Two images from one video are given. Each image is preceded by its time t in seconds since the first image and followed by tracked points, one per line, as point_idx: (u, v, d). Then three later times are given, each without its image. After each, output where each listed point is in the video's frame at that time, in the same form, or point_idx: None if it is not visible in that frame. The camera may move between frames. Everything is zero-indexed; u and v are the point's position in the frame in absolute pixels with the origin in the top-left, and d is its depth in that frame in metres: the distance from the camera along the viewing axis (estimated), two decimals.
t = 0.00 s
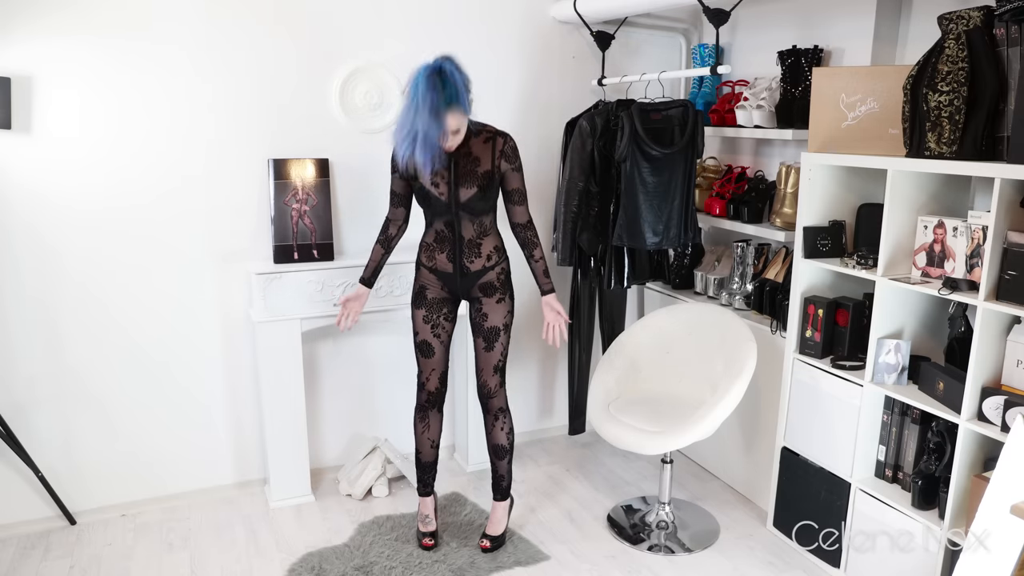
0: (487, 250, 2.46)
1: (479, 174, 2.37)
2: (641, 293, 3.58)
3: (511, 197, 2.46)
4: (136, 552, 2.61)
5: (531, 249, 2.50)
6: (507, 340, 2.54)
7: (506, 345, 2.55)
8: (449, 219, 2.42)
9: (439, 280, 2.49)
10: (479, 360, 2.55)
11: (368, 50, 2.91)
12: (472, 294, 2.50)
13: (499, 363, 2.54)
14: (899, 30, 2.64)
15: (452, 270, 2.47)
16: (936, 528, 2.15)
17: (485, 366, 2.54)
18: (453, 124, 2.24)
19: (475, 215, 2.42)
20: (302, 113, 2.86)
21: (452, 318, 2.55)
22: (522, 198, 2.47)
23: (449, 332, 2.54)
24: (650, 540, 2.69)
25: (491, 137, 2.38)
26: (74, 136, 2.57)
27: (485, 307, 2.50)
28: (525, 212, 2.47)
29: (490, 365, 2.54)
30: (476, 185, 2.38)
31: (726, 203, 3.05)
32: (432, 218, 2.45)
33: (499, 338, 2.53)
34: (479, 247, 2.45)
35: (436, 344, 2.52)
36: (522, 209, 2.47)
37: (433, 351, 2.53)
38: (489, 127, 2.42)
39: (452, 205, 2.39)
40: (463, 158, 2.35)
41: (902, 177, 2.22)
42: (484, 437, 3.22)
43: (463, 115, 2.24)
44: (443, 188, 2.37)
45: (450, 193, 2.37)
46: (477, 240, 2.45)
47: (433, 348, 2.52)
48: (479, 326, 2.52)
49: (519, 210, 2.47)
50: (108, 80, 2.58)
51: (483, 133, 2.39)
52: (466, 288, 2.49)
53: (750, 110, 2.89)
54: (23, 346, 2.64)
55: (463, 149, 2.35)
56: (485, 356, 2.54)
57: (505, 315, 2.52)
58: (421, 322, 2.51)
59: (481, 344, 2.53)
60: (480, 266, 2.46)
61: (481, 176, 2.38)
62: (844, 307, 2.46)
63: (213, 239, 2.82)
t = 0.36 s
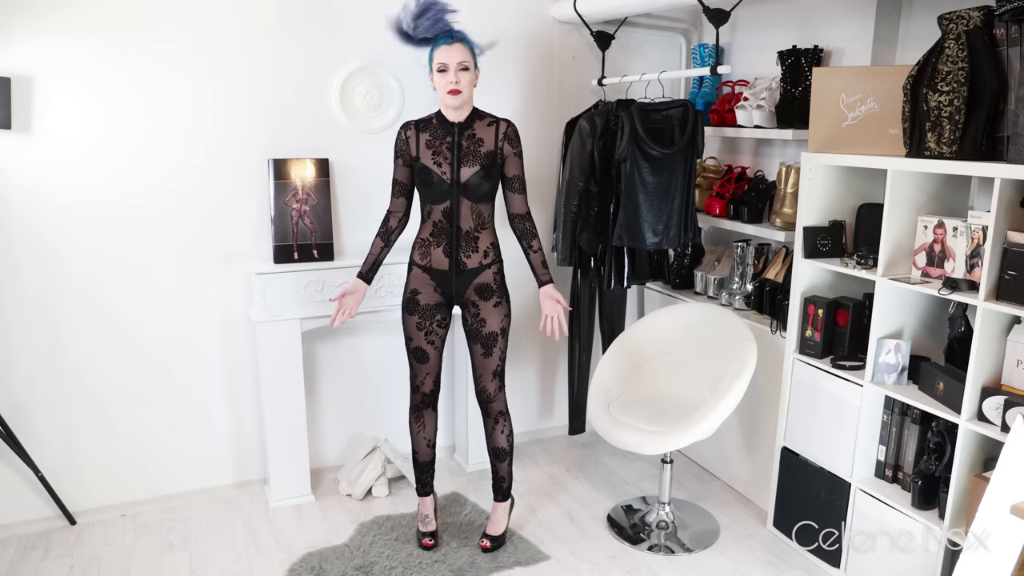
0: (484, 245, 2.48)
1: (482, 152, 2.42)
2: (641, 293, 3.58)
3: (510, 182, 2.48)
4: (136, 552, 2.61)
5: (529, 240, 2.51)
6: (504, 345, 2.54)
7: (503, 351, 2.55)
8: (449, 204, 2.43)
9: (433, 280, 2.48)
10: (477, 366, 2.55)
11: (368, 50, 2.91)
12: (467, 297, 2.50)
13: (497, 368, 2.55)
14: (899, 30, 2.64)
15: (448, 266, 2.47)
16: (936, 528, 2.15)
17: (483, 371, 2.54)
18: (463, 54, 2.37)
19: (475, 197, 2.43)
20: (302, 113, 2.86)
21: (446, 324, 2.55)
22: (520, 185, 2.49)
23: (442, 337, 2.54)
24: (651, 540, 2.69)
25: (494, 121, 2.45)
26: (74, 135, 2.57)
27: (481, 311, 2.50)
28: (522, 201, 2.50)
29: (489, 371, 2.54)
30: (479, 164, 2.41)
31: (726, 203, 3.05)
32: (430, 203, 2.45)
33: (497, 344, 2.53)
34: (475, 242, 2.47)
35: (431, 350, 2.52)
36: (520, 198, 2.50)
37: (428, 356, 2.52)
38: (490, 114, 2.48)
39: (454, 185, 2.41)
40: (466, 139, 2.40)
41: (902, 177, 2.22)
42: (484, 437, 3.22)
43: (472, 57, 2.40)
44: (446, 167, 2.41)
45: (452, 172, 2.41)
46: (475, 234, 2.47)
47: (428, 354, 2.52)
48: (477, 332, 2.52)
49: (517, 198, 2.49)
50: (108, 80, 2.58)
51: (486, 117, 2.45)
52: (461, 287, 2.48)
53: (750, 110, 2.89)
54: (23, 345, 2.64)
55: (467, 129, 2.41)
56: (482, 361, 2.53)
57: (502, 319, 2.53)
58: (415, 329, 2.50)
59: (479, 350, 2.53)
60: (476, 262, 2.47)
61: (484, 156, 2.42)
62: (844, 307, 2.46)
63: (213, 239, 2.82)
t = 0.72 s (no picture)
0: (482, 247, 2.49)
1: (484, 153, 2.42)
2: (641, 293, 3.58)
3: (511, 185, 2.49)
4: (136, 552, 2.61)
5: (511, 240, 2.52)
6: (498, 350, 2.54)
7: (497, 356, 2.55)
8: (450, 204, 2.43)
9: (429, 280, 2.48)
10: (470, 370, 2.54)
11: (368, 50, 2.91)
12: (462, 300, 2.50)
13: (490, 373, 2.54)
14: (899, 30, 2.64)
15: (445, 267, 2.47)
16: (936, 528, 2.15)
17: (477, 376, 2.53)
18: (463, 55, 2.38)
19: (477, 197, 2.44)
20: (302, 113, 2.86)
21: (441, 325, 2.54)
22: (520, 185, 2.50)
23: (438, 338, 2.53)
24: (651, 540, 2.69)
25: (495, 123, 2.45)
26: (75, 135, 2.57)
27: (477, 313, 2.50)
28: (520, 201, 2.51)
29: (483, 375, 2.53)
30: (480, 164, 2.42)
31: (726, 203, 3.05)
32: (430, 203, 2.45)
33: (491, 347, 2.52)
34: (474, 243, 2.47)
35: (426, 352, 2.52)
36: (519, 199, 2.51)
37: (424, 357, 2.52)
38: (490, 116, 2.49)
39: (455, 184, 2.41)
40: (467, 140, 2.41)
41: (902, 177, 2.22)
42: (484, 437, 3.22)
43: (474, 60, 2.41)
44: (448, 167, 2.41)
45: (454, 172, 2.41)
46: (474, 235, 2.47)
47: (424, 355, 2.52)
48: (470, 335, 2.51)
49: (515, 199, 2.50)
50: (108, 80, 2.58)
51: (486, 118, 2.45)
52: (457, 288, 2.48)
53: (750, 110, 2.89)
54: (23, 345, 2.64)
55: (468, 130, 2.41)
56: (476, 365, 2.52)
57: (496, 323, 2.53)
58: (411, 330, 2.50)
59: (473, 353, 2.51)
60: (473, 263, 2.48)
61: (485, 157, 2.43)
62: (844, 307, 2.46)
63: (214, 239, 2.82)
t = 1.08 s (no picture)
0: (484, 256, 2.50)
1: (488, 163, 2.43)
2: (641, 293, 3.58)
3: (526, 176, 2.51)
4: (136, 552, 2.61)
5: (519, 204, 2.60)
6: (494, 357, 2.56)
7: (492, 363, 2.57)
8: (454, 214, 2.43)
9: (430, 284, 2.47)
10: (465, 376, 2.54)
11: (368, 50, 2.91)
12: (458, 306, 2.51)
13: (486, 381, 2.55)
14: (899, 30, 2.64)
15: (447, 273, 2.46)
16: (936, 528, 2.15)
17: (472, 384, 2.54)
18: (464, 64, 2.39)
19: (482, 207, 2.44)
20: (302, 113, 2.86)
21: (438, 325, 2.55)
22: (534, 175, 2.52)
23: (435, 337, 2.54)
24: (651, 540, 2.69)
25: (497, 130, 2.45)
26: (75, 135, 2.57)
27: (473, 320, 2.52)
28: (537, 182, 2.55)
29: (478, 383, 2.54)
30: (486, 174, 2.42)
31: (726, 203, 3.05)
32: (434, 211, 2.43)
33: (487, 354, 2.54)
34: (477, 252, 2.48)
35: (425, 351, 2.53)
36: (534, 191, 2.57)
37: (422, 357, 2.53)
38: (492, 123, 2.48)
39: (460, 195, 2.41)
40: (472, 149, 2.41)
41: (902, 177, 2.22)
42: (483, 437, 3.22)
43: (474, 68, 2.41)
44: (451, 177, 2.40)
45: (459, 183, 2.40)
46: (478, 244, 2.48)
47: (422, 354, 2.53)
48: (468, 341, 2.52)
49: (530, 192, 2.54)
50: (108, 80, 2.58)
51: (489, 126, 2.45)
52: (456, 293, 2.49)
53: (750, 110, 2.89)
54: (23, 345, 2.64)
55: (471, 139, 2.41)
56: (472, 372, 2.53)
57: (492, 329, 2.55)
58: (411, 330, 2.50)
59: (470, 359, 2.52)
60: (475, 272, 2.49)
61: (491, 166, 2.43)
62: (844, 307, 2.46)
63: (214, 239, 2.82)
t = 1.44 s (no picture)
0: (487, 246, 2.48)
1: (489, 154, 2.42)
2: (641, 293, 3.58)
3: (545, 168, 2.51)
4: (136, 552, 2.61)
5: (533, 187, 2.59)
6: (510, 345, 2.55)
7: (509, 351, 2.56)
8: (451, 204, 2.43)
9: (441, 284, 2.49)
10: (483, 364, 2.57)
11: (368, 50, 2.91)
12: (475, 299, 2.52)
13: (502, 367, 2.56)
14: (899, 30, 2.64)
15: (452, 270, 2.47)
16: (936, 528, 2.15)
17: (489, 370, 2.56)
18: (477, 58, 2.39)
19: (479, 197, 2.43)
20: (302, 113, 2.86)
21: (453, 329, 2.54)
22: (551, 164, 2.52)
23: (448, 345, 2.53)
24: (650, 540, 2.69)
25: (501, 124, 2.45)
26: (74, 135, 2.57)
27: (488, 311, 2.51)
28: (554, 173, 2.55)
29: (494, 370, 2.55)
30: (485, 166, 2.42)
31: (726, 203, 3.05)
32: (433, 201, 2.45)
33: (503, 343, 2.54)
34: (478, 243, 2.47)
35: (436, 358, 2.52)
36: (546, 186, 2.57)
37: (432, 364, 2.52)
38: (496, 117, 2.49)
39: (458, 185, 2.41)
40: (474, 142, 2.41)
41: (902, 177, 2.22)
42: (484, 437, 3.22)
43: (487, 63, 2.42)
44: (451, 167, 2.41)
45: (458, 173, 2.41)
46: (477, 234, 2.47)
47: (433, 361, 2.51)
48: (482, 331, 2.53)
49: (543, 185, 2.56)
50: (108, 80, 2.58)
51: (493, 120, 2.46)
52: (467, 287, 2.49)
53: (750, 110, 2.89)
54: (23, 345, 2.64)
55: (475, 132, 2.42)
56: (488, 360, 2.55)
57: (508, 319, 2.53)
58: (421, 333, 2.51)
59: (484, 349, 2.54)
60: (480, 262, 2.48)
61: (491, 158, 2.43)
62: (844, 307, 2.46)
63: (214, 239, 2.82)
